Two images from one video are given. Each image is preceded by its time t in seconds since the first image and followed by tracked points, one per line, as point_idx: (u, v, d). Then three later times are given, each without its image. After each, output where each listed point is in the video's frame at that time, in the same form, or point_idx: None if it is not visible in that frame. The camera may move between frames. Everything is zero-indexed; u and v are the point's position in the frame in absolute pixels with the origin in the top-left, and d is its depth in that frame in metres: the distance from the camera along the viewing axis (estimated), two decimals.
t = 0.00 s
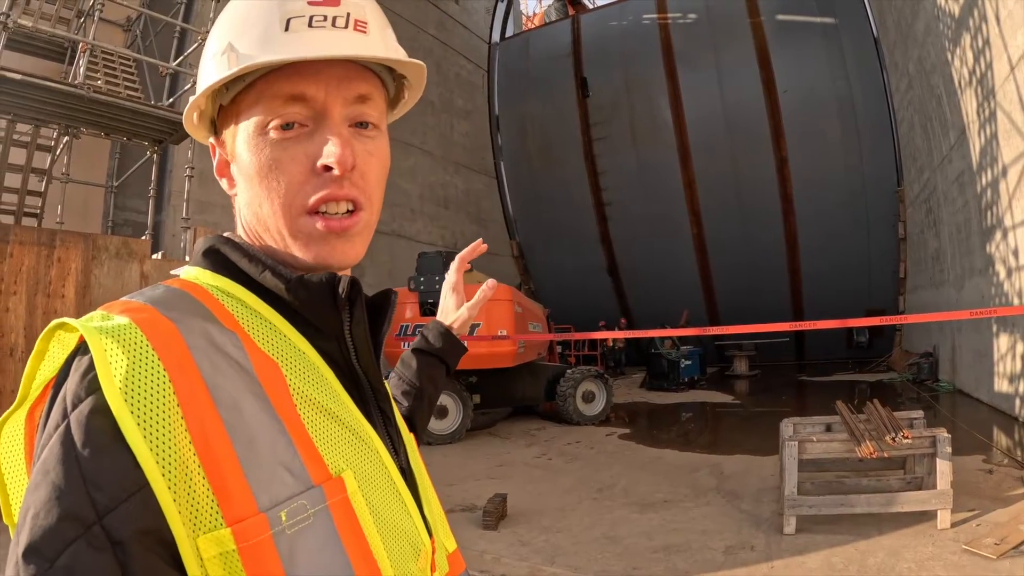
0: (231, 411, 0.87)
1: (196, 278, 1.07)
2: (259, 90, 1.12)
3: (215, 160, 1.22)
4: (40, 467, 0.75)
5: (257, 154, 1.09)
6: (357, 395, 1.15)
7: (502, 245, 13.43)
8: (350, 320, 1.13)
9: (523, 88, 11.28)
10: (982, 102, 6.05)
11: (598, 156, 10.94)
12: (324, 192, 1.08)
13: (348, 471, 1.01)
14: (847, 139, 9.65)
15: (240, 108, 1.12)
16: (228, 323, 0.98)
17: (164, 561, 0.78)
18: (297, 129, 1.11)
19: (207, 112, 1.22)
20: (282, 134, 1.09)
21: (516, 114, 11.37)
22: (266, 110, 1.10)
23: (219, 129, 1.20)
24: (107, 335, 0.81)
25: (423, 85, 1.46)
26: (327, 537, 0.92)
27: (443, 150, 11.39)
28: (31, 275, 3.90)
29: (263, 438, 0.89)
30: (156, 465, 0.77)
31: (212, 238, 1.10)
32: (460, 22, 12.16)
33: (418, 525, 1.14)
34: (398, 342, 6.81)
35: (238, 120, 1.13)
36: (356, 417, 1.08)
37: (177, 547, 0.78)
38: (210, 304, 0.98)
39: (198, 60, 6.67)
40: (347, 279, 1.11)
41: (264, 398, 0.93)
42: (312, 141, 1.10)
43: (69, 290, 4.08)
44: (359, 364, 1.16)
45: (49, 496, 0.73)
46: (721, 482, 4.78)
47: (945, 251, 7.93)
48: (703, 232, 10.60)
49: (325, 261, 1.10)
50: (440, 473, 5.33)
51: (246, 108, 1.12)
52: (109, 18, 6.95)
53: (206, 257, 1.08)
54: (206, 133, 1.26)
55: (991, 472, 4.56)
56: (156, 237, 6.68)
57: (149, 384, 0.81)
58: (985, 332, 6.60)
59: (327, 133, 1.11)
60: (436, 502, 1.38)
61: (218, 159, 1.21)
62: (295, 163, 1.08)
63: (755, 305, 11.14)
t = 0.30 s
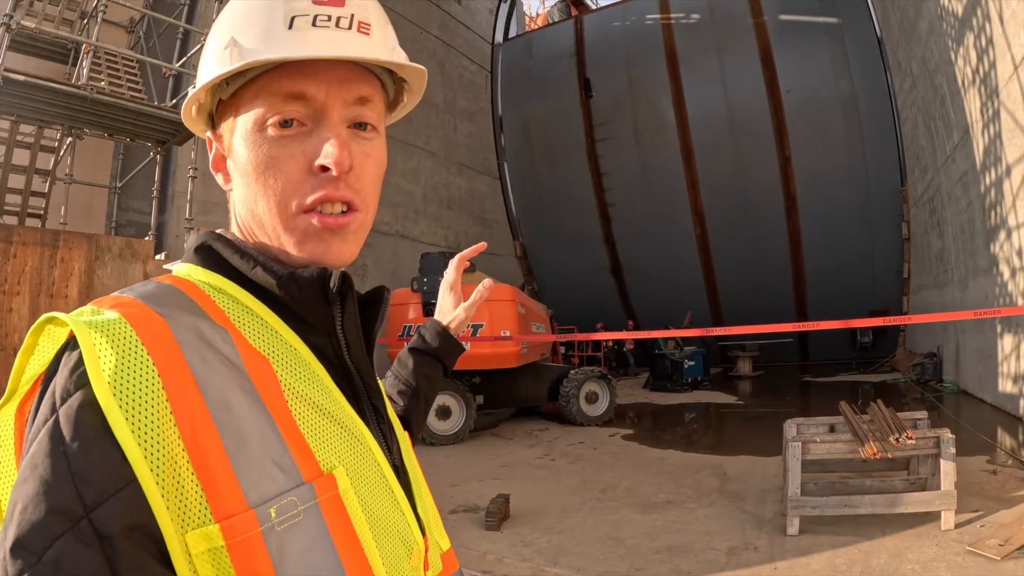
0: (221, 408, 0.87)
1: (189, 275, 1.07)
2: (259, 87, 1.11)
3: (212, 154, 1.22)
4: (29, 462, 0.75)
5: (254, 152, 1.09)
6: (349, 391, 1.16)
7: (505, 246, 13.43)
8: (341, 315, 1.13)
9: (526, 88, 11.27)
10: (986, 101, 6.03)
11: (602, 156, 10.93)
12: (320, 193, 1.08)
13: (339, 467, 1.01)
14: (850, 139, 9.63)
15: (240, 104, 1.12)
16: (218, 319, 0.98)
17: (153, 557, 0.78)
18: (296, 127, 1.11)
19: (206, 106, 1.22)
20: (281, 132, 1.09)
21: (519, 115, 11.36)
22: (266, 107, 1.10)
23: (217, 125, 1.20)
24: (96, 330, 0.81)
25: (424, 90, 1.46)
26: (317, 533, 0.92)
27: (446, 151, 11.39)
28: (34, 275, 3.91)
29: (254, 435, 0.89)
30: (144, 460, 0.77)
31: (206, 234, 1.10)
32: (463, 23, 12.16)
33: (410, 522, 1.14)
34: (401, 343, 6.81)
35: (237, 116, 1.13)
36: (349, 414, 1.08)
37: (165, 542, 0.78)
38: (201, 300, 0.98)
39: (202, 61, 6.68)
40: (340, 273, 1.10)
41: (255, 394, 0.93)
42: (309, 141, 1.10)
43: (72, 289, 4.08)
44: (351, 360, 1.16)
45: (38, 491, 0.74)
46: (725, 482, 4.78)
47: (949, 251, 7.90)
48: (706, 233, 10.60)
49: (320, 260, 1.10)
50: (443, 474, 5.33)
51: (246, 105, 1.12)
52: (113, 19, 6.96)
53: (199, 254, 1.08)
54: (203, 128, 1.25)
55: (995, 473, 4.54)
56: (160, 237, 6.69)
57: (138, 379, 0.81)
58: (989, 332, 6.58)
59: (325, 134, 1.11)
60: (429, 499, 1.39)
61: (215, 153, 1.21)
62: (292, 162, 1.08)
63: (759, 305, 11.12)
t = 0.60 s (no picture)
0: (213, 406, 0.87)
1: (182, 271, 1.07)
2: (265, 85, 1.11)
3: (214, 146, 1.22)
4: (22, 458, 0.75)
5: (255, 150, 1.09)
6: (341, 391, 1.16)
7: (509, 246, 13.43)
8: (335, 316, 1.13)
9: (529, 88, 11.28)
10: (990, 100, 6.01)
11: (605, 156, 10.92)
12: (320, 198, 1.08)
13: (330, 467, 1.01)
14: (853, 139, 9.61)
15: (246, 99, 1.12)
16: (212, 316, 0.98)
17: (145, 554, 0.78)
18: (300, 128, 1.10)
19: (211, 97, 1.22)
20: (283, 133, 1.09)
21: (522, 115, 11.37)
22: (273, 105, 1.10)
23: (221, 117, 1.21)
24: (89, 326, 0.81)
25: (432, 97, 1.46)
26: (308, 532, 0.92)
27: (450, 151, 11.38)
28: (38, 275, 3.92)
29: (245, 433, 0.89)
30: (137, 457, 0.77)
31: (201, 232, 1.11)
32: (466, 23, 12.15)
33: (403, 522, 1.14)
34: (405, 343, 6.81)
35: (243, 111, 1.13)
36: (341, 414, 1.08)
37: (156, 540, 0.78)
38: (195, 297, 0.99)
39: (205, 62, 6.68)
40: (333, 274, 1.12)
41: (247, 393, 0.93)
42: (312, 145, 1.10)
43: (75, 289, 4.10)
44: (344, 361, 1.16)
45: (30, 486, 0.74)
46: (729, 483, 4.77)
47: (953, 251, 7.88)
48: (710, 233, 10.59)
49: (317, 264, 1.10)
50: (446, 473, 5.34)
51: (251, 101, 1.12)
52: (116, 21, 6.97)
53: (194, 251, 1.09)
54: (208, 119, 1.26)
55: (999, 473, 4.53)
56: (163, 238, 6.69)
57: (130, 375, 0.81)
58: (993, 332, 6.57)
59: (328, 138, 1.11)
60: (422, 499, 1.39)
61: (217, 146, 1.21)
62: (293, 164, 1.08)
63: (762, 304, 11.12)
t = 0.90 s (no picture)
0: (214, 412, 0.87)
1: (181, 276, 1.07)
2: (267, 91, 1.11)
3: (211, 145, 1.21)
4: (26, 466, 0.76)
5: (257, 157, 1.08)
6: (342, 395, 1.15)
7: (514, 245, 13.42)
8: (334, 321, 1.13)
9: (535, 88, 11.27)
10: (996, 98, 5.98)
11: (611, 155, 10.91)
12: (325, 210, 1.08)
13: (332, 471, 1.00)
14: (859, 137, 9.57)
15: (247, 104, 1.12)
16: (210, 321, 0.97)
17: (150, 560, 0.79)
18: (303, 136, 1.10)
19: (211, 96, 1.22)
20: (287, 144, 1.08)
21: (527, 114, 11.37)
22: (276, 112, 1.09)
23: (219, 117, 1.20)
24: (89, 335, 0.81)
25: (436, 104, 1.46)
26: (312, 535, 0.92)
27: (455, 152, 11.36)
28: (44, 276, 3.93)
29: (247, 438, 0.89)
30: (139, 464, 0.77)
31: (199, 236, 1.10)
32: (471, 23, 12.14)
33: (405, 526, 1.14)
34: (411, 343, 6.81)
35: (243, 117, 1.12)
36: (342, 419, 1.08)
37: (161, 546, 0.79)
38: (196, 303, 0.98)
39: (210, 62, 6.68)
40: (331, 280, 1.10)
41: (248, 397, 0.93)
42: (316, 155, 1.09)
43: (81, 290, 4.11)
44: (345, 366, 1.16)
45: (34, 496, 0.74)
46: (735, 483, 4.76)
47: (959, 249, 7.85)
48: (716, 232, 10.57)
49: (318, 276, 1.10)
50: (452, 474, 5.34)
51: (253, 106, 1.11)
52: (121, 22, 6.99)
53: (193, 256, 1.08)
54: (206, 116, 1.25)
55: (1007, 473, 4.51)
56: (169, 238, 6.71)
57: (130, 383, 0.81)
58: (1000, 331, 6.53)
59: (333, 148, 1.11)
60: (425, 501, 1.39)
61: (214, 144, 1.20)
62: (298, 174, 1.08)
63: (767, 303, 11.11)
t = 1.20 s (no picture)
0: (214, 419, 0.87)
1: (179, 280, 1.06)
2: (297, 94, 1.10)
3: (216, 141, 1.18)
4: (23, 476, 0.75)
5: (285, 162, 1.07)
6: (341, 401, 1.15)
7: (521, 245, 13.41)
8: (334, 327, 1.13)
9: (542, 87, 11.27)
10: (1005, 94, 5.93)
11: (618, 155, 10.89)
12: (356, 214, 1.10)
13: (331, 478, 1.01)
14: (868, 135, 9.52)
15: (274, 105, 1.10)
16: (209, 327, 0.97)
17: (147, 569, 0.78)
18: (336, 144, 1.10)
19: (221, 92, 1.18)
20: (323, 150, 1.09)
21: (536, 114, 11.38)
22: (307, 115, 1.09)
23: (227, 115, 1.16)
24: (85, 342, 0.81)
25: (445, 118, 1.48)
26: (312, 543, 0.92)
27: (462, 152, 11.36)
28: (52, 278, 3.95)
29: (247, 447, 0.89)
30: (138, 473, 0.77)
31: (198, 240, 1.10)
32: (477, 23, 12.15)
33: (403, 533, 1.14)
34: (419, 343, 6.81)
35: (268, 117, 1.10)
36: (341, 425, 1.08)
37: (159, 556, 0.78)
38: (194, 308, 0.98)
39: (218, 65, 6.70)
40: (333, 285, 1.10)
41: (247, 405, 0.93)
42: (349, 161, 1.10)
43: (89, 292, 4.14)
44: (344, 371, 1.16)
45: (32, 507, 0.74)
46: (745, 483, 4.74)
47: (970, 247, 7.79)
48: (724, 231, 10.53)
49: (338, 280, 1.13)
50: (460, 474, 5.34)
51: (281, 109, 1.10)
52: (128, 25, 7.04)
53: (192, 259, 1.08)
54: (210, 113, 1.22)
55: (1020, 472, 4.47)
56: (177, 240, 6.74)
57: (127, 391, 0.81)
58: (1010, 329, 6.48)
59: (362, 154, 1.12)
60: (423, 506, 1.39)
61: (221, 141, 1.17)
62: (330, 178, 1.09)
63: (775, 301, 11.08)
